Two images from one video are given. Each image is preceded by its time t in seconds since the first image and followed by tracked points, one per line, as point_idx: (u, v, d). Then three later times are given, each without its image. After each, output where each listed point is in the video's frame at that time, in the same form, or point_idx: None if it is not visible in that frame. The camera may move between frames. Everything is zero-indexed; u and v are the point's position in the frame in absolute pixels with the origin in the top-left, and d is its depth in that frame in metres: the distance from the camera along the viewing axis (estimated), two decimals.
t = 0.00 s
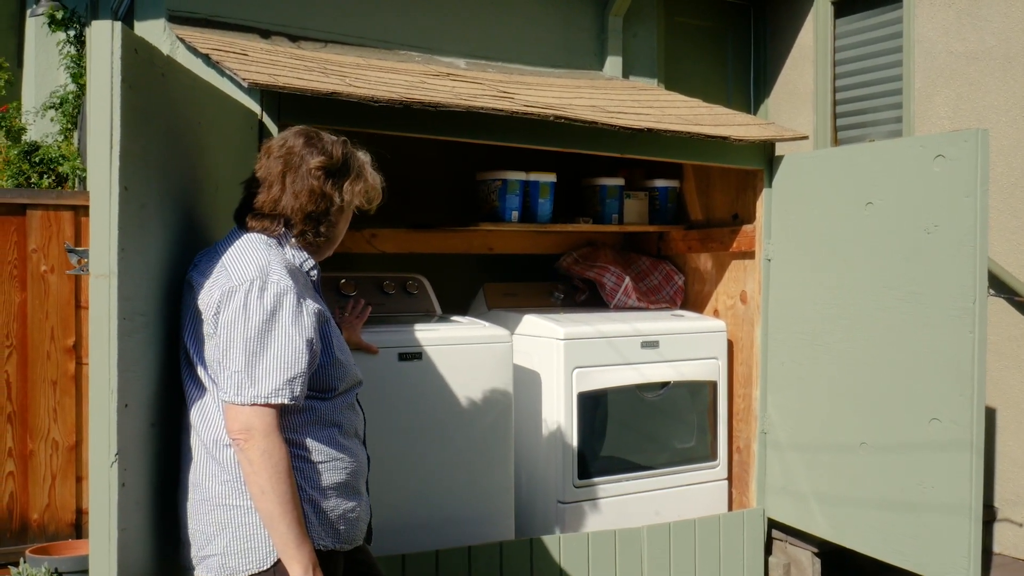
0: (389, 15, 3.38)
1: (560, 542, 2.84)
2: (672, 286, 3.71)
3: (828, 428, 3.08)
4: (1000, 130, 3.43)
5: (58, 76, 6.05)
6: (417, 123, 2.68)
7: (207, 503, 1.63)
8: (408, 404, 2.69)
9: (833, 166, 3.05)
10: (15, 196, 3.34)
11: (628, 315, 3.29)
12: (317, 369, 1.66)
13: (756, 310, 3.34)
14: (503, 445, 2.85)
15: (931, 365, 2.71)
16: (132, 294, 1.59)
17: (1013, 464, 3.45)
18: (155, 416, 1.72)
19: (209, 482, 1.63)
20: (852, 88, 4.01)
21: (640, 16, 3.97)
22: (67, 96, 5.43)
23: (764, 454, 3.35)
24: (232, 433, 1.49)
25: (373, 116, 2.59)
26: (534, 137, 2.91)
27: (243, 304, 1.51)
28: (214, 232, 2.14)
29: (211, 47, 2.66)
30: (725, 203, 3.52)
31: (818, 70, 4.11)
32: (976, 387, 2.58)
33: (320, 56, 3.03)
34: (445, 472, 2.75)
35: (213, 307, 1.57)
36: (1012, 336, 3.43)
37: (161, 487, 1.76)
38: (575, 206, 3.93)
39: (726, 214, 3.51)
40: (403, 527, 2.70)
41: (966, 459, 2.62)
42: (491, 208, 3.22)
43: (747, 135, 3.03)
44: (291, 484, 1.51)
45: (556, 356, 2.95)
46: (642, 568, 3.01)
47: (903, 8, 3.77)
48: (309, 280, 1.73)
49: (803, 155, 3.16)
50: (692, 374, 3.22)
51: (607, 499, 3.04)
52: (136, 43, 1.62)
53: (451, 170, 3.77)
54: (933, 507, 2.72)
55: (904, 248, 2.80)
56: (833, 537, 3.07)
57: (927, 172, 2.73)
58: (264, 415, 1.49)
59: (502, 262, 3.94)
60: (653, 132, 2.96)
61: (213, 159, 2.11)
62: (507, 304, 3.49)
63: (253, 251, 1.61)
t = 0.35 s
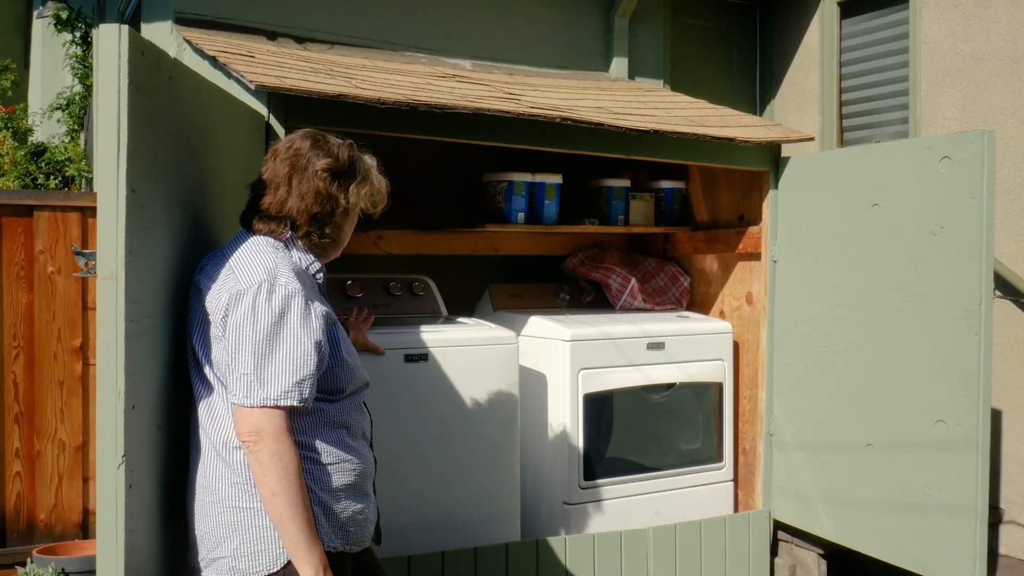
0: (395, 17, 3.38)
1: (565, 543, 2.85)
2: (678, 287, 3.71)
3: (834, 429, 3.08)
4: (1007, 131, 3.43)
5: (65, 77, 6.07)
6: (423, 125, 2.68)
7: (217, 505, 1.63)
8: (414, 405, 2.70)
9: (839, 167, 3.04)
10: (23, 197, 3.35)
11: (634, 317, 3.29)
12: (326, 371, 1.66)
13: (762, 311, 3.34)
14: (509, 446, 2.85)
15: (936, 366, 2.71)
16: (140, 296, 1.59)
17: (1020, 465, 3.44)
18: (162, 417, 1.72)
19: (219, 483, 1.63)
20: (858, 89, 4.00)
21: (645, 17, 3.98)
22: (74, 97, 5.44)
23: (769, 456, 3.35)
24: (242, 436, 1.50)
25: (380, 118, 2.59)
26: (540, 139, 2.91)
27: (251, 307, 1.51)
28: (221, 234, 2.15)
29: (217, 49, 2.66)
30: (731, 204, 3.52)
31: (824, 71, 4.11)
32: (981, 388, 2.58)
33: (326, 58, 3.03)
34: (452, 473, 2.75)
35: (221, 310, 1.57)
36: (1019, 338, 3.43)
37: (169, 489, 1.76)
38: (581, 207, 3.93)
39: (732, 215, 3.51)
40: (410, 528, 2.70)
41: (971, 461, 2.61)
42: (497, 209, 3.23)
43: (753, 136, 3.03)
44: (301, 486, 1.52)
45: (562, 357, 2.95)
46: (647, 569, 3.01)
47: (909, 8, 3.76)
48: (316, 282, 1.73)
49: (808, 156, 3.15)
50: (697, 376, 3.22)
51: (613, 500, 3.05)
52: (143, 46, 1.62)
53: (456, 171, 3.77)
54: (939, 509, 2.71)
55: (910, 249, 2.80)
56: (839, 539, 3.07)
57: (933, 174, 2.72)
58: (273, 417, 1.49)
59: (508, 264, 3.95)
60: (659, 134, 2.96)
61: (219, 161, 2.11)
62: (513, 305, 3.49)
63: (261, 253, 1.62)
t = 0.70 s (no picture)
0: (399, 18, 3.39)
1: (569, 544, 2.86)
2: (682, 289, 3.72)
3: (837, 431, 3.08)
4: (1011, 132, 3.43)
5: (70, 77, 6.08)
6: (428, 126, 2.69)
7: (220, 506, 1.64)
8: (419, 406, 2.71)
9: (843, 169, 3.04)
10: (29, 197, 3.36)
11: (637, 318, 3.30)
12: (326, 372, 1.67)
13: (766, 313, 3.34)
14: (512, 447, 2.86)
15: (938, 369, 2.72)
16: (152, 298, 1.60)
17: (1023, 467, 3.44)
18: (172, 418, 1.73)
19: (222, 485, 1.64)
20: (862, 91, 4.00)
21: (650, 18, 3.98)
22: (79, 97, 5.44)
23: (773, 457, 3.35)
24: (241, 437, 1.51)
25: (385, 120, 2.60)
26: (545, 140, 2.92)
27: (247, 309, 1.52)
28: (228, 237, 2.16)
29: (223, 51, 2.67)
30: (735, 206, 3.52)
31: (828, 73, 4.11)
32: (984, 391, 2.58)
33: (331, 59, 3.04)
34: (455, 474, 2.76)
35: (220, 312, 1.58)
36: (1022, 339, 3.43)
37: (178, 490, 1.77)
38: (585, 208, 3.94)
39: (736, 217, 3.52)
40: (414, 529, 2.71)
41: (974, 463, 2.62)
42: (501, 211, 3.23)
43: (758, 138, 3.03)
44: (301, 487, 1.53)
45: (566, 358, 2.96)
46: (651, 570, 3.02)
47: (914, 10, 3.76)
48: (317, 283, 1.74)
49: (812, 158, 3.16)
50: (701, 377, 3.23)
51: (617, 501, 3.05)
52: (156, 49, 1.63)
53: (460, 172, 3.78)
54: (940, 511, 2.72)
55: (913, 252, 2.80)
56: (841, 540, 3.08)
57: (936, 176, 2.72)
58: (272, 418, 1.50)
59: (512, 264, 3.95)
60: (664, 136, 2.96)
61: (227, 163, 2.12)
62: (516, 306, 3.50)
63: (260, 256, 1.62)
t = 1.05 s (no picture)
0: (402, 22, 3.39)
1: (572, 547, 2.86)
2: (684, 291, 3.73)
3: (839, 433, 3.09)
4: (1013, 135, 3.43)
5: (74, 80, 6.08)
6: (431, 131, 2.69)
7: (226, 510, 1.65)
8: (423, 409, 2.71)
9: (845, 171, 3.04)
10: (32, 201, 3.37)
11: (640, 321, 3.30)
12: (330, 377, 1.67)
13: (768, 315, 3.35)
14: (516, 451, 2.87)
15: (940, 371, 2.72)
16: (163, 305, 1.61)
17: None
18: (181, 424, 1.74)
19: (228, 489, 1.65)
20: (864, 93, 4.01)
21: (652, 22, 3.98)
22: (83, 100, 5.44)
23: (776, 460, 3.36)
24: (245, 442, 1.52)
25: (389, 125, 2.60)
26: (547, 143, 2.92)
27: (251, 315, 1.53)
28: (234, 242, 2.17)
29: (227, 55, 2.68)
30: (737, 208, 3.52)
31: (830, 75, 4.11)
32: (985, 393, 2.58)
33: (335, 63, 3.05)
34: (459, 478, 2.77)
35: (225, 318, 1.59)
36: None
37: (187, 495, 1.78)
38: (587, 211, 3.95)
39: (738, 220, 3.52)
40: (418, 533, 2.72)
41: (975, 465, 2.62)
42: (504, 214, 3.24)
43: (760, 141, 3.04)
44: (304, 492, 1.54)
45: (569, 361, 2.97)
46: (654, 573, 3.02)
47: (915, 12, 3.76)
48: (322, 289, 1.74)
49: (814, 160, 3.16)
50: (703, 379, 3.23)
51: (620, 504, 3.06)
52: (167, 57, 1.64)
53: (463, 175, 3.79)
54: (943, 513, 2.72)
55: (915, 254, 2.80)
56: (844, 543, 3.08)
57: (938, 179, 2.73)
58: (276, 423, 1.51)
59: (514, 267, 3.96)
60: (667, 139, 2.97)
61: (233, 170, 2.13)
62: (519, 309, 3.51)
63: (264, 262, 1.63)
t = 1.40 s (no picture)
0: (406, 21, 3.39)
1: (576, 545, 2.86)
2: (688, 290, 3.73)
3: (843, 432, 3.09)
4: (1018, 133, 3.43)
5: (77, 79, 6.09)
6: (435, 130, 2.70)
7: (235, 507, 1.65)
8: (427, 407, 2.72)
9: (849, 170, 3.04)
10: (36, 200, 3.37)
11: (644, 319, 3.31)
12: (340, 375, 1.68)
13: (772, 314, 3.35)
14: (520, 449, 2.87)
15: (943, 370, 2.72)
16: (173, 303, 1.62)
17: None
18: (190, 422, 1.74)
19: (237, 487, 1.65)
20: (868, 93, 4.01)
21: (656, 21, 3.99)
22: (86, 100, 5.39)
23: (779, 458, 3.36)
24: (256, 439, 1.52)
25: (394, 124, 2.61)
26: (551, 142, 2.93)
27: (263, 312, 1.53)
28: (241, 240, 2.17)
29: (232, 54, 2.68)
30: (741, 207, 3.53)
31: (834, 74, 4.11)
32: (987, 392, 2.59)
33: (339, 62, 3.05)
34: (463, 476, 2.77)
35: (236, 315, 1.59)
36: None
37: (195, 493, 1.79)
38: (591, 210, 3.95)
39: (742, 218, 3.52)
40: (422, 531, 2.72)
41: (977, 464, 2.62)
42: (508, 213, 3.24)
43: (764, 140, 3.04)
44: (315, 489, 1.54)
45: (573, 360, 2.97)
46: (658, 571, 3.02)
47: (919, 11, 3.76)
48: (330, 287, 1.75)
49: (818, 159, 3.16)
50: (707, 378, 3.24)
51: (623, 502, 3.06)
52: (177, 56, 1.64)
53: (467, 174, 3.79)
54: (945, 512, 2.72)
55: (917, 253, 2.81)
56: (847, 542, 3.08)
57: (940, 178, 2.73)
58: (287, 421, 1.51)
59: (517, 266, 3.96)
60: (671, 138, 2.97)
61: (241, 168, 2.13)
62: (523, 308, 3.51)
63: (275, 260, 1.64)
